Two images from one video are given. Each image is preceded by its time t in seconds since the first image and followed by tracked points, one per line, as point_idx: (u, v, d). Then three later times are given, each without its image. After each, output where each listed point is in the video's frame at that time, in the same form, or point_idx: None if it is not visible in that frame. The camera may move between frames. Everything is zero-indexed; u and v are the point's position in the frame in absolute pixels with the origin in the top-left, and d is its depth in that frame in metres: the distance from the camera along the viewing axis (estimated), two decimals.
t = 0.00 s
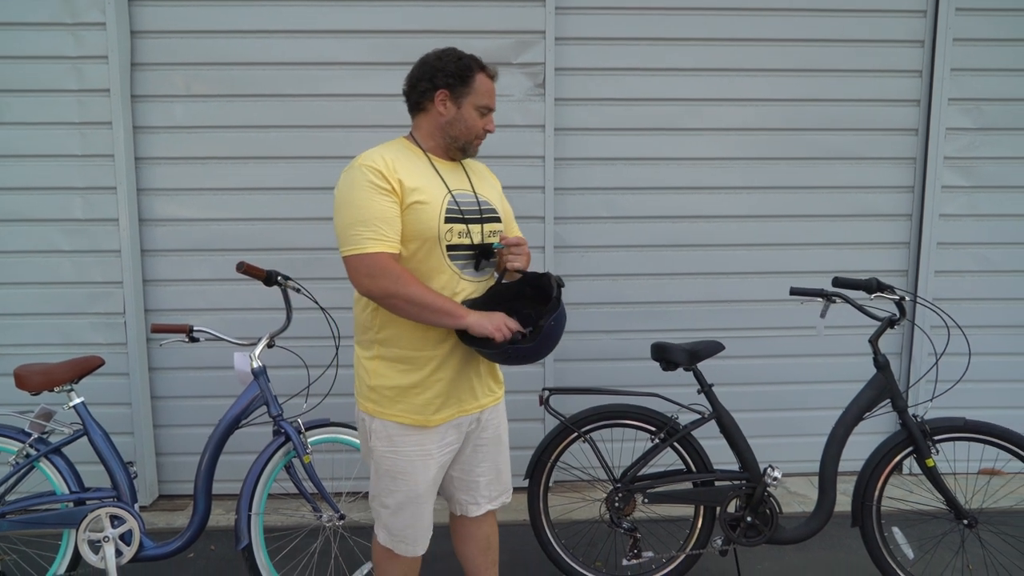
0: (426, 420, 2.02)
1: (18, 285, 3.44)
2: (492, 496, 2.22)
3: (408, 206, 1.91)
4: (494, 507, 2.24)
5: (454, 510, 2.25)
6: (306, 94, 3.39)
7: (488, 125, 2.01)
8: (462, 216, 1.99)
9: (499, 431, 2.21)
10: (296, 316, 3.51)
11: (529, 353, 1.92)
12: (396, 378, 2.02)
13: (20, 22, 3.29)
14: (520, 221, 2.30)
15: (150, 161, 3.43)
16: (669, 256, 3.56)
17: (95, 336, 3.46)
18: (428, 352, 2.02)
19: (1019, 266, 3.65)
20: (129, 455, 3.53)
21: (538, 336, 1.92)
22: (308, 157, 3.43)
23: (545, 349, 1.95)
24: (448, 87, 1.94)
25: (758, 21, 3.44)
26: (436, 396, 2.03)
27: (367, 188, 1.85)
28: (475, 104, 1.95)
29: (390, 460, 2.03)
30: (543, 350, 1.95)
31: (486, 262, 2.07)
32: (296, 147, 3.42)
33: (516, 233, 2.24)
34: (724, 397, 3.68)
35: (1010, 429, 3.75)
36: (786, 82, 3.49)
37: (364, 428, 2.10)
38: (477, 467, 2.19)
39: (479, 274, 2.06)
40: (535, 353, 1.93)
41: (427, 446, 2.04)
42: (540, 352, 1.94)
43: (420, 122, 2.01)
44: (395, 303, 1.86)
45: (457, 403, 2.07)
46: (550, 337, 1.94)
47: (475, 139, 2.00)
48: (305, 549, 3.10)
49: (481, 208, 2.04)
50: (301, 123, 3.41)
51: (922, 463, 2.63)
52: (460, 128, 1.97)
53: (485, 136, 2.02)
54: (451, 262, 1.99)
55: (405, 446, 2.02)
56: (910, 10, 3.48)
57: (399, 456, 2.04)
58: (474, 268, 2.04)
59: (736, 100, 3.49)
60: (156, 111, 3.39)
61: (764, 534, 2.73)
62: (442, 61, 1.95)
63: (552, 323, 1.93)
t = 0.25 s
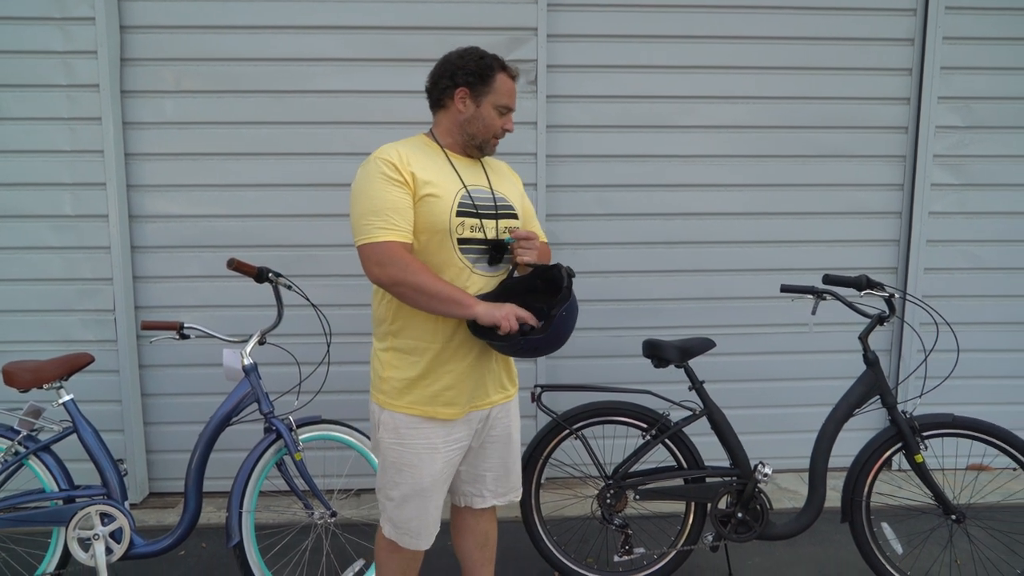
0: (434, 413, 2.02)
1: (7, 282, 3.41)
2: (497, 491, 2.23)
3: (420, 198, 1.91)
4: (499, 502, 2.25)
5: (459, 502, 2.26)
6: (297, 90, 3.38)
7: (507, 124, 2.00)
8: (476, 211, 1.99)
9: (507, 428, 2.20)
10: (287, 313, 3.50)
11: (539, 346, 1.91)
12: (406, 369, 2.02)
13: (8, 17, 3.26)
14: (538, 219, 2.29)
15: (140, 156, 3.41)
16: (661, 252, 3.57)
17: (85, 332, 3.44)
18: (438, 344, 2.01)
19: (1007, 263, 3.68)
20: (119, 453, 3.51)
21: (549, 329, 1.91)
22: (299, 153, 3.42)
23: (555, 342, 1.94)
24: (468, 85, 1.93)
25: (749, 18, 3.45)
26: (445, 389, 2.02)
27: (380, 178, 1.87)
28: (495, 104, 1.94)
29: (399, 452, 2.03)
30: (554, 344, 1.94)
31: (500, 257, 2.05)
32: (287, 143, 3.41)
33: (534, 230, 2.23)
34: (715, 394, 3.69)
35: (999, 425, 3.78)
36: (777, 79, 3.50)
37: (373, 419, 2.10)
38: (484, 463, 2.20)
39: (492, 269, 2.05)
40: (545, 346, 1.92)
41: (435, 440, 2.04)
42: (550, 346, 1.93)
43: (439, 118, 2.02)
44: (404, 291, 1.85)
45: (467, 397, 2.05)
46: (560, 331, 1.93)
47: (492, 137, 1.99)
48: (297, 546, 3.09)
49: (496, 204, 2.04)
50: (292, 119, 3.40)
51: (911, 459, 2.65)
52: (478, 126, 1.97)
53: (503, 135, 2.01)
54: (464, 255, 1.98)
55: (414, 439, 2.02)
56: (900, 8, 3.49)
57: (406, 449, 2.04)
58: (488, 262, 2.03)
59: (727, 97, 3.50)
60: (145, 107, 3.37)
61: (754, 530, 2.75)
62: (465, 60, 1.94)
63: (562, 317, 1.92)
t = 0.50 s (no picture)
0: (439, 408, 2.02)
1: None
2: (501, 489, 2.23)
3: (430, 194, 1.92)
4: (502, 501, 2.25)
5: (462, 500, 2.26)
6: (290, 87, 3.37)
7: (519, 124, 1.99)
8: (485, 209, 1.99)
9: (513, 428, 2.19)
10: (280, 311, 3.49)
11: (539, 342, 1.87)
12: (412, 364, 2.02)
13: None
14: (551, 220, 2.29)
15: (131, 154, 3.39)
16: (654, 251, 3.57)
17: (75, 330, 3.43)
18: (445, 341, 2.01)
19: (998, 262, 3.70)
20: (111, 452, 3.49)
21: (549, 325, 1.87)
22: (292, 151, 3.41)
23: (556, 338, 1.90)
24: (481, 85, 1.93)
25: (742, 17, 3.46)
26: (451, 385, 2.01)
27: (392, 172, 1.88)
28: (506, 104, 1.93)
29: (404, 448, 2.03)
30: (556, 339, 1.90)
31: (509, 256, 2.05)
32: (279, 141, 3.40)
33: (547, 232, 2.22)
34: (708, 392, 3.70)
35: (990, 422, 3.80)
36: (769, 78, 3.51)
37: (379, 414, 2.11)
38: (488, 461, 2.20)
39: (500, 267, 2.04)
40: (546, 342, 1.88)
41: (440, 437, 2.03)
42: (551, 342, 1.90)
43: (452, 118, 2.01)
44: (413, 282, 1.85)
45: (474, 394, 2.05)
46: (562, 328, 1.90)
47: (504, 138, 1.98)
48: (290, 545, 3.08)
49: (506, 203, 2.04)
50: (285, 117, 3.38)
51: (902, 456, 2.66)
52: (490, 126, 1.96)
53: (515, 135, 2.00)
54: (472, 253, 1.98)
55: (420, 435, 2.02)
56: (892, 7, 3.50)
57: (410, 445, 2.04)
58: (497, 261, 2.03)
59: (720, 95, 3.51)
60: (137, 104, 3.35)
61: (746, 527, 2.75)
62: (478, 59, 1.94)
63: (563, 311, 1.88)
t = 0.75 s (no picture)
0: (436, 405, 2.01)
1: None
2: (499, 489, 2.22)
3: (431, 192, 1.92)
4: (500, 502, 2.24)
5: (461, 498, 2.26)
6: (283, 86, 3.36)
7: (510, 117, 1.95)
8: (488, 207, 1.98)
9: (513, 428, 2.18)
10: (273, 310, 3.48)
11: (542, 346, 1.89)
12: (411, 360, 2.03)
13: None
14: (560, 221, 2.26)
15: (124, 153, 3.37)
16: (648, 250, 3.58)
17: (67, 330, 3.41)
18: (444, 338, 2.01)
19: (990, 262, 3.72)
20: (103, 452, 3.48)
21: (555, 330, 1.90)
22: (285, 150, 3.40)
23: (559, 346, 1.92)
24: (465, 82, 1.96)
25: (736, 16, 3.46)
26: (448, 382, 2.01)
27: (391, 170, 1.89)
28: (489, 96, 1.92)
29: (401, 443, 2.02)
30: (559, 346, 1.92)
31: (511, 255, 2.03)
32: (272, 140, 3.38)
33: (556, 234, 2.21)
34: (701, 391, 3.70)
35: (982, 421, 3.82)
36: (763, 78, 3.52)
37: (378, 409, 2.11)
38: (487, 461, 2.19)
39: (501, 265, 2.03)
40: (549, 347, 1.90)
41: (437, 434, 2.03)
42: (554, 349, 1.92)
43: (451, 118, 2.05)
44: (408, 278, 1.85)
45: (472, 392, 2.04)
46: (566, 335, 1.92)
47: (493, 131, 1.95)
48: (283, 545, 3.07)
49: (511, 202, 2.02)
50: (278, 115, 3.37)
51: (895, 455, 2.67)
52: (478, 121, 1.96)
53: (508, 129, 1.96)
54: (474, 251, 1.97)
55: (416, 431, 2.01)
56: (885, 7, 3.51)
57: (408, 441, 2.03)
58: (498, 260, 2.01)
59: (714, 95, 3.51)
60: (129, 102, 3.33)
61: (740, 526, 2.76)
62: (464, 58, 1.97)
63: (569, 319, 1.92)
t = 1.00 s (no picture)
0: (429, 402, 2.01)
1: None
2: (497, 490, 2.21)
3: (423, 191, 1.92)
4: (499, 503, 2.23)
5: (461, 496, 2.27)
6: (281, 85, 3.35)
7: (490, 92, 1.95)
8: (487, 207, 1.96)
9: (513, 430, 2.16)
10: (271, 310, 3.48)
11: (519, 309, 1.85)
12: (407, 357, 2.04)
13: None
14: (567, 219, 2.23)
15: (121, 152, 3.36)
16: (647, 249, 3.57)
17: (65, 329, 3.40)
18: (439, 336, 2.00)
19: (989, 261, 3.72)
20: (101, 451, 3.47)
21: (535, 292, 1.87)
22: (283, 149, 3.39)
23: (537, 314, 1.86)
24: (451, 82, 2.05)
25: (734, 15, 3.46)
26: (442, 380, 2.00)
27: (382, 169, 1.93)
28: (467, 80, 1.97)
29: (397, 438, 2.03)
30: (538, 317, 1.86)
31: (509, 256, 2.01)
32: (270, 139, 3.38)
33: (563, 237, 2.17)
34: (700, 390, 3.70)
35: (980, 420, 3.83)
36: (761, 77, 3.52)
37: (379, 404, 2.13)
38: (486, 461, 2.19)
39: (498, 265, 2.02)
40: (526, 310, 1.85)
41: (433, 431, 2.03)
42: (532, 317, 1.86)
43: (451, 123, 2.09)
44: (388, 271, 1.89)
45: (466, 392, 2.02)
46: (546, 306, 1.87)
47: (478, 110, 1.96)
48: (281, 544, 3.07)
49: (511, 202, 2.00)
50: (276, 114, 3.36)
51: (893, 454, 2.67)
52: (464, 108, 1.99)
53: (491, 104, 1.95)
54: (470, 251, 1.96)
55: (412, 427, 2.02)
56: (883, 6, 3.51)
57: (404, 437, 2.04)
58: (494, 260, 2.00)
59: (713, 94, 3.51)
60: (126, 101, 3.32)
61: (738, 525, 2.76)
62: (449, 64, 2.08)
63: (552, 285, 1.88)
